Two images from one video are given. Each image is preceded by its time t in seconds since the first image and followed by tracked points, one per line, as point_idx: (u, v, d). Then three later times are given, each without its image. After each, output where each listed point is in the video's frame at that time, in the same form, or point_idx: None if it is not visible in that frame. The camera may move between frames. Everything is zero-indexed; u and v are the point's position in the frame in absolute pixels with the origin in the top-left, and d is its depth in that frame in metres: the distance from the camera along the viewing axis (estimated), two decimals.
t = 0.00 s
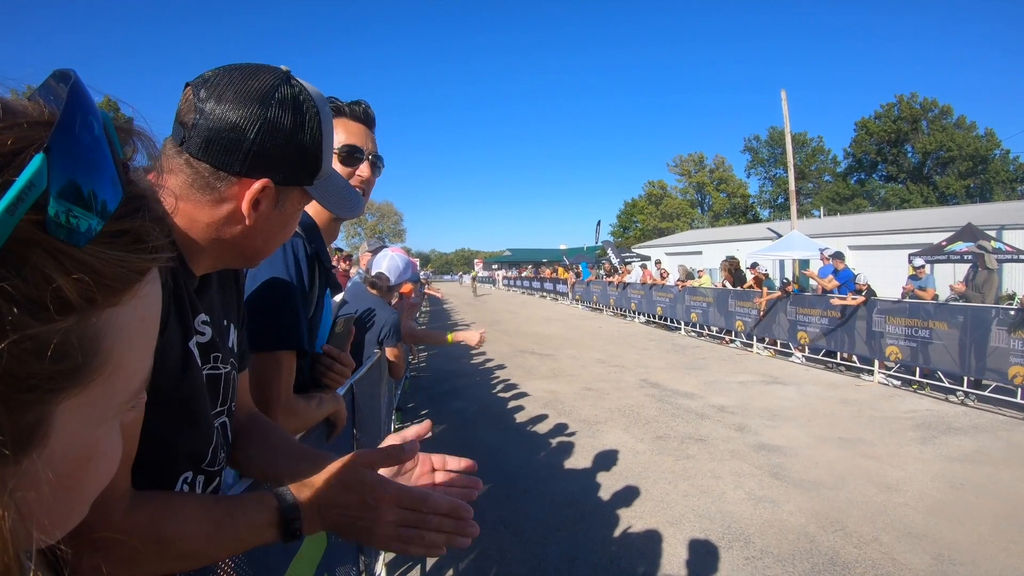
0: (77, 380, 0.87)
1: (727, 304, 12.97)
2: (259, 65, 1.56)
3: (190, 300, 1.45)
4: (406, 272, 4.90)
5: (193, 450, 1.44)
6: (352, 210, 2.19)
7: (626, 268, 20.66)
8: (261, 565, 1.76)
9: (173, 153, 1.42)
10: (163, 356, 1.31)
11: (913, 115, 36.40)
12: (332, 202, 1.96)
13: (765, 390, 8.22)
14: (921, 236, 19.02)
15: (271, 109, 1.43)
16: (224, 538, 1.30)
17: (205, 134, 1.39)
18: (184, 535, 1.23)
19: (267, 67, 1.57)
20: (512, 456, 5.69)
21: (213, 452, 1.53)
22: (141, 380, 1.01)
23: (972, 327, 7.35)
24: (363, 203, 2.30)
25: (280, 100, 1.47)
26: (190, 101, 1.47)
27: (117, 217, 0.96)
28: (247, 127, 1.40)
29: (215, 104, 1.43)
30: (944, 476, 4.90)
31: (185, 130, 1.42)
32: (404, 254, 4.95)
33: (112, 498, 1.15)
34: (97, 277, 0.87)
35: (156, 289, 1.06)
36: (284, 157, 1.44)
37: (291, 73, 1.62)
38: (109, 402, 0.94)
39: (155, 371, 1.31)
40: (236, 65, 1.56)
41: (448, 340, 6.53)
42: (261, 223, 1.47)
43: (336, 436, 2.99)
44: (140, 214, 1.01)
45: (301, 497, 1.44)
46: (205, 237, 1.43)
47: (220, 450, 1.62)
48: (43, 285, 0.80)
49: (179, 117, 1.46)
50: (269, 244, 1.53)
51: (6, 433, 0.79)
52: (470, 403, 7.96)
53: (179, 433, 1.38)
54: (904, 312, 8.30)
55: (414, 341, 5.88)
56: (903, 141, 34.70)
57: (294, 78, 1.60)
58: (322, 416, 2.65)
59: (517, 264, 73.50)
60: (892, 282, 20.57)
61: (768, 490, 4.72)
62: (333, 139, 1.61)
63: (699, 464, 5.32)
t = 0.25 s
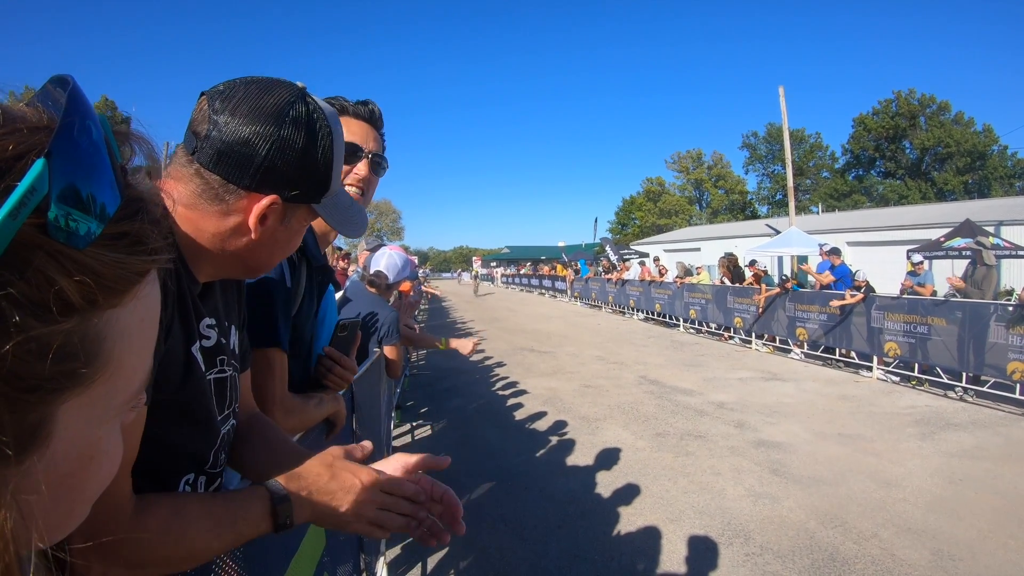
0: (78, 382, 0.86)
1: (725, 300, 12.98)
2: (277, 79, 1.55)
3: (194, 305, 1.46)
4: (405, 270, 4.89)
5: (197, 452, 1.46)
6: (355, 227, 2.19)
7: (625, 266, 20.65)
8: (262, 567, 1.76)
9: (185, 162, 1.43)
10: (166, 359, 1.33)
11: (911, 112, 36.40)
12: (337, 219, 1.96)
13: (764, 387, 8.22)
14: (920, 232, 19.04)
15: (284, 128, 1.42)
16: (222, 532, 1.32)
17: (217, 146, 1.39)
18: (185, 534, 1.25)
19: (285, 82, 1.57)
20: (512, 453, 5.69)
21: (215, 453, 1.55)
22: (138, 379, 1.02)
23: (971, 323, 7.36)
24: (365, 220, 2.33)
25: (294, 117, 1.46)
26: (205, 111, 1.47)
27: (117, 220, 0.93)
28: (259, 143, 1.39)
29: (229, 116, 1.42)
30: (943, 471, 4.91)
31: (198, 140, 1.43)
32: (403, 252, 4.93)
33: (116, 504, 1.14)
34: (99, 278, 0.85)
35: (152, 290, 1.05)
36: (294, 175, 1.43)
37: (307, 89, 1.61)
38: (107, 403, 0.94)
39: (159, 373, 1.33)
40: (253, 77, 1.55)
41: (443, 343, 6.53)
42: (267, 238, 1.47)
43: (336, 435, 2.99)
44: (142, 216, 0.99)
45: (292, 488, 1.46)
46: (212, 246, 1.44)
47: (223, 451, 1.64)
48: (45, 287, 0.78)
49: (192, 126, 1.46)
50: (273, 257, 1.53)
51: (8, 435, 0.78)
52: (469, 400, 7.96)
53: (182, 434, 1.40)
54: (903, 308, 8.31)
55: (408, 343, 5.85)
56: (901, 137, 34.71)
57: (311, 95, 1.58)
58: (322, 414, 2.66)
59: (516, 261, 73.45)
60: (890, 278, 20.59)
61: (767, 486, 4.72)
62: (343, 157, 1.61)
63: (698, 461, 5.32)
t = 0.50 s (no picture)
0: (84, 389, 0.85)
1: (724, 299, 12.98)
2: (286, 89, 1.55)
3: (200, 310, 1.46)
4: (404, 268, 4.89)
5: (199, 456, 1.46)
6: (362, 237, 2.19)
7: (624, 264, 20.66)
8: (264, 568, 1.75)
9: (192, 169, 1.41)
10: (170, 363, 1.32)
11: (909, 111, 36.43)
12: (343, 229, 1.95)
13: (764, 385, 8.22)
14: (918, 231, 19.05)
15: (294, 140, 1.42)
16: (224, 533, 1.31)
17: (225, 156, 1.38)
18: (188, 540, 1.24)
19: (294, 92, 1.57)
20: (511, 452, 5.68)
21: (219, 457, 1.54)
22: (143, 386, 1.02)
23: (970, 322, 7.35)
24: (372, 228, 2.32)
25: (304, 129, 1.46)
26: (213, 119, 1.46)
27: (122, 227, 0.93)
28: (268, 154, 1.39)
29: (238, 126, 1.42)
30: (942, 469, 4.91)
31: (205, 148, 1.42)
32: (401, 251, 4.92)
33: (120, 511, 1.14)
34: (107, 286, 0.84)
35: (157, 296, 1.04)
36: (302, 187, 1.43)
37: (317, 100, 1.61)
38: (114, 410, 0.93)
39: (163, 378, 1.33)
40: (263, 85, 1.55)
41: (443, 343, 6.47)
42: (272, 248, 1.46)
43: (336, 435, 2.98)
44: (146, 224, 0.99)
45: (291, 487, 1.46)
46: (217, 255, 1.42)
47: (226, 454, 1.63)
48: (53, 295, 0.77)
49: (200, 133, 1.45)
50: (277, 267, 1.52)
51: (16, 443, 0.77)
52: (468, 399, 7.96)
53: (184, 439, 1.40)
54: (902, 307, 8.31)
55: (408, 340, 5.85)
56: (899, 136, 34.73)
57: (321, 106, 1.58)
58: (323, 415, 2.66)
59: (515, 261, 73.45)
60: (889, 276, 20.61)
61: (767, 485, 4.72)
62: (351, 169, 1.61)
63: (698, 459, 5.32)
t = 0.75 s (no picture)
0: (93, 390, 0.84)
1: (723, 298, 12.98)
2: (280, 83, 1.55)
3: (199, 309, 1.46)
4: (401, 266, 4.89)
5: (198, 456, 1.46)
6: (361, 228, 2.18)
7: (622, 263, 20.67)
8: (265, 566, 1.76)
9: (187, 168, 1.41)
10: (170, 363, 1.32)
11: (909, 111, 36.46)
12: (341, 221, 1.95)
13: (762, 385, 8.22)
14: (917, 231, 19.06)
15: (289, 134, 1.42)
16: (226, 532, 1.31)
17: (220, 152, 1.38)
18: (188, 541, 1.24)
19: (289, 86, 1.56)
20: (509, 451, 5.68)
21: (218, 455, 1.54)
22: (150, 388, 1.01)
23: (968, 323, 7.36)
24: (371, 220, 2.31)
25: (298, 122, 1.46)
26: (208, 117, 1.46)
27: (128, 230, 0.93)
28: (264, 149, 1.39)
29: (232, 122, 1.42)
30: (940, 470, 4.92)
31: (200, 146, 1.41)
32: (398, 249, 4.92)
33: (122, 512, 1.14)
34: (114, 287, 0.85)
35: (163, 300, 1.04)
36: (298, 181, 1.43)
37: (311, 93, 1.60)
38: (121, 411, 0.92)
39: (163, 377, 1.33)
40: (256, 81, 1.54)
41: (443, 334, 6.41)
42: (271, 244, 1.46)
43: (335, 434, 2.99)
44: (153, 228, 0.99)
45: (291, 486, 1.46)
46: (215, 252, 1.42)
47: (226, 453, 1.63)
48: (63, 298, 0.77)
49: (195, 131, 1.45)
50: (277, 263, 1.53)
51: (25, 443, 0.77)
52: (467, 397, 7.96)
53: (184, 439, 1.40)
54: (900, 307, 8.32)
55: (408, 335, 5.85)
56: (898, 136, 34.76)
57: (315, 99, 1.58)
58: (322, 414, 2.64)
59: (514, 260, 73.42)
60: (887, 277, 20.63)
61: (764, 484, 4.72)
62: (347, 162, 1.60)
63: (696, 459, 5.32)
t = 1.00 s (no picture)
0: (94, 386, 0.84)
1: (721, 298, 12.99)
2: (273, 77, 1.55)
3: (195, 305, 1.46)
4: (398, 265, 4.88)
5: (195, 453, 1.45)
6: (356, 221, 2.19)
7: (621, 263, 20.67)
8: (263, 566, 1.76)
9: (183, 163, 1.41)
10: (169, 360, 1.32)
11: (908, 112, 36.46)
12: (337, 215, 1.95)
13: (760, 385, 8.22)
14: (916, 232, 19.07)
15: (283, 126, 1.42)
16: (223, 530, 1.32)
17: (215, 146, 1.38)
18: (186, 537, 1.24)
19: (281, 80, 1.56)
20: (507, 450, 5.68)
21: (214, 453, 1.54)
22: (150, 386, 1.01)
23: (966, 324, 7.37)
24: (366, 213, 2.32)
25: (292, 115, 1.46)
26: (201, 112, 1.46)
27: (130, 228, 0.93)
28: (258, 142, 1.39)
29: (227, 116, 1.42)
30: (937, 470, 4.93)
31: (195, 141, 1.41)
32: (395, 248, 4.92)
33: (121, 508, 1.14)
34: (117, 284, 0.84)
35: (163, 297, 1.04)
36: (293, 174, 1.43)
37: (304, 86, 1.60)
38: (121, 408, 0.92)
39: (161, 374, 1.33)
40: (249, 76, 1.54)
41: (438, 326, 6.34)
42: (267, 237, 1.46)
43: (333, 433, 2.99)
44: (154, 225, 0.98)
45: (289, 485, 1.47)
46: (212, 246, 1.42)
47: (222, 451, 1.63)
48: (66, 295, 0.77)
49: (189, 127, 1.45)
50: (273, 256, 1.52)
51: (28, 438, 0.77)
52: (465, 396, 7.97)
53: (182, 436, 1.40)
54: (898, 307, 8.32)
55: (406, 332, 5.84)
56: (898, 137, 34.76)
57: (308, 92, 1.58)
58: (321, 414, 2.65)
59: (513, 259, 73.41)
60: (886, 277, 20.63)
61: (762, 484, 4.72)
62: (342, 155, 1.61)
63: (694, 459, 5.32)
